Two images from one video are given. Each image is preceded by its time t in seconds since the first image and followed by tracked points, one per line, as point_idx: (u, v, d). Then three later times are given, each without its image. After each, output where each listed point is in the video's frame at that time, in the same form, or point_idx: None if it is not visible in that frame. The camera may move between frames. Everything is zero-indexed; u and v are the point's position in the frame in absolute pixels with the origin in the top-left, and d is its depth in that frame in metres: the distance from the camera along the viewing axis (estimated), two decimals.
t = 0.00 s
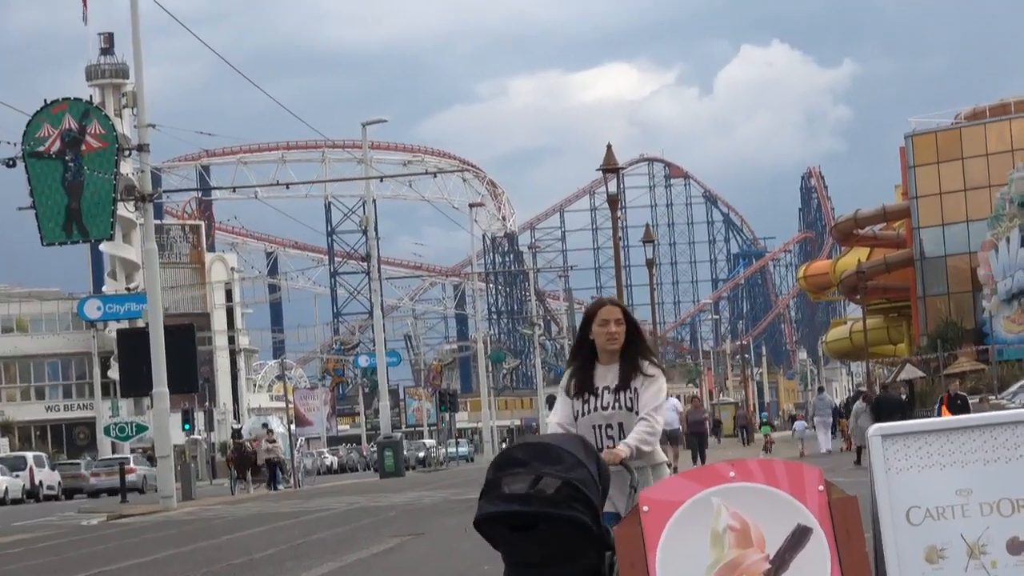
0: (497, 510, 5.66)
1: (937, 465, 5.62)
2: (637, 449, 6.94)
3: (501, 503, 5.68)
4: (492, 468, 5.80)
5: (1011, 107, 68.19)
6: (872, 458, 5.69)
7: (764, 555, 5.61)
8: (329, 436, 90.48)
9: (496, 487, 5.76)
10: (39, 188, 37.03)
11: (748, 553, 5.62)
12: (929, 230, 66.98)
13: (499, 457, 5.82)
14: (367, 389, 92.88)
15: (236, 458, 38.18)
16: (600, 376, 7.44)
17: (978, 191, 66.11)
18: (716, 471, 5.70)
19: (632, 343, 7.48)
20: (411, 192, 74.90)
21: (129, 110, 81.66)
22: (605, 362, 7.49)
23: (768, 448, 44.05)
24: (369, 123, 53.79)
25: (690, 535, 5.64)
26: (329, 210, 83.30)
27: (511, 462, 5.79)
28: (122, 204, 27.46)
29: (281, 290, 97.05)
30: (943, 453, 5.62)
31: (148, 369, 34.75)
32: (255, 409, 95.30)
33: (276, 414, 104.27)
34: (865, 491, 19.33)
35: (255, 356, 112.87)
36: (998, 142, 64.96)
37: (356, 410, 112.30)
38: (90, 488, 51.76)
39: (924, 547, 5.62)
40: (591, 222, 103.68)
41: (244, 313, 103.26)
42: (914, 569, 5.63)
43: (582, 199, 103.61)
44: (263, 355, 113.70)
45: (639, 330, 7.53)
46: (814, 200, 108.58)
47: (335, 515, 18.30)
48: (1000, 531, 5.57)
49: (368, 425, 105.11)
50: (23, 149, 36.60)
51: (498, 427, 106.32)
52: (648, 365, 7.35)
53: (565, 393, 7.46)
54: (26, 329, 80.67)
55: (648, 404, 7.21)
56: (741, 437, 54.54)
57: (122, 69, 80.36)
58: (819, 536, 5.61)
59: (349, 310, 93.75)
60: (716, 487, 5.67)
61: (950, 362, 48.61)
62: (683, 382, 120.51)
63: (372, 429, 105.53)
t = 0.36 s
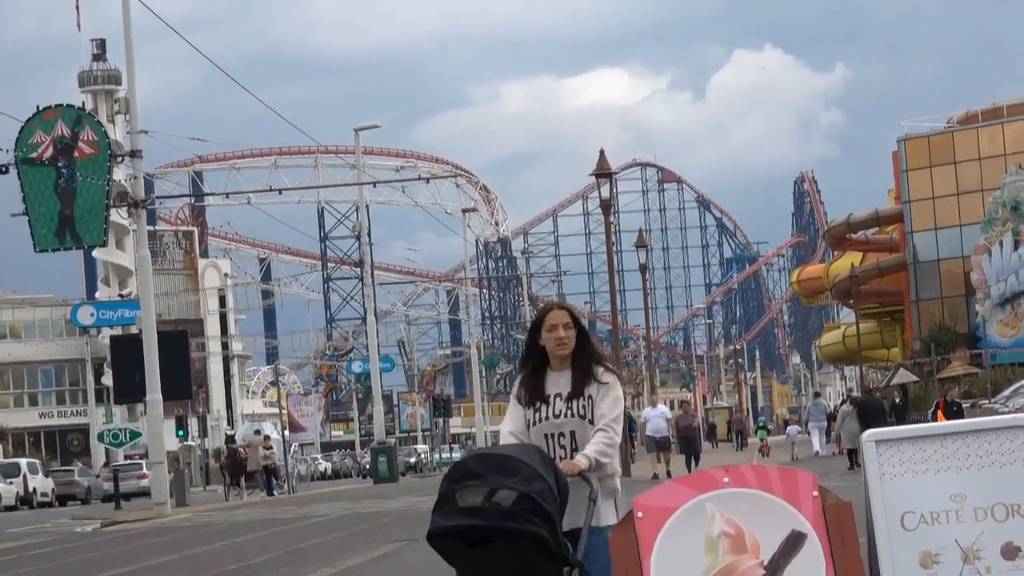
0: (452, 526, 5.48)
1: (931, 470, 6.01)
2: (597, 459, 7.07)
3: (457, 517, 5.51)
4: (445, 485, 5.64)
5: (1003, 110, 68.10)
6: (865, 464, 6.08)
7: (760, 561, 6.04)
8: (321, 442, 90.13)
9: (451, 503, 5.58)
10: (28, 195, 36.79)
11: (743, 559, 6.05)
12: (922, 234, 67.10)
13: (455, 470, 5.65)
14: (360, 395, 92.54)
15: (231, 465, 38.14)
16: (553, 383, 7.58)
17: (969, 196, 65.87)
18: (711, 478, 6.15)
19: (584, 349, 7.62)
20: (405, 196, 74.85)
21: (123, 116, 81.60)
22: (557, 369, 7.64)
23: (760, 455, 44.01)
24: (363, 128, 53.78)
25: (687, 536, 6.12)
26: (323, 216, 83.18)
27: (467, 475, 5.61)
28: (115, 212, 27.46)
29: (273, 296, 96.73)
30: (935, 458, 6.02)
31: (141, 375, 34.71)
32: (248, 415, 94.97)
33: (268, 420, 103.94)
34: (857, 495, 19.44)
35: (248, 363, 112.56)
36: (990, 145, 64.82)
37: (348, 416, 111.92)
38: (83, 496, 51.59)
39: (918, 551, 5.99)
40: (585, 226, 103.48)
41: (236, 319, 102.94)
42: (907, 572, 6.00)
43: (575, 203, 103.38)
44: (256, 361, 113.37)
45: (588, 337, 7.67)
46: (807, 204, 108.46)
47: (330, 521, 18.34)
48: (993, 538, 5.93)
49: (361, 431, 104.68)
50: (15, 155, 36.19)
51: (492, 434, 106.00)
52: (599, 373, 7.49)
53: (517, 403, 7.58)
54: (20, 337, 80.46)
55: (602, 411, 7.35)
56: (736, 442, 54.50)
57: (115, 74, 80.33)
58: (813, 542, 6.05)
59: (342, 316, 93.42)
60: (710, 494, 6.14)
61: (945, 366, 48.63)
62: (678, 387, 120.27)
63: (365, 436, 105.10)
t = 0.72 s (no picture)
0: (413, 544, 5.54)
1: (932, 480, 5.83)
2: (568, 479, 6.73)
3: (417, 536, 5.57)
4: (410, 497, 5.69)
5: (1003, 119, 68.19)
6: (870, 473, 5.90)
7: (764, 571, 5.97)
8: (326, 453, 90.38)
9: (413, 518, 5.64)
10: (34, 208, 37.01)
11: (748, 570, 5.98)
12: (925, 243, 67.10)
13: (418, 484, 5.71)
14: (364, 406, 92.76)
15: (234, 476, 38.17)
16: (525, 402, 7.25)
17: (974, 204, 65.92)
18: (715, 488, 6.07)
19: (559, 369, 7.28)
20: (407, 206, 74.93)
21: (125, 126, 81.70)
22: (529, 389, 7.32)
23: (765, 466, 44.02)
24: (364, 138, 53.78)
25: (688, 548, 6.02)
26: (326, 226, 83.21)
27: (430, 495, 5.64)
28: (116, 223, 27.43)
29: (276, 307, 96.98)
30: (938, 467, 5.84)
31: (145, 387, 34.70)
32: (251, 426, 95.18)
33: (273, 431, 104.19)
34: (862, 507, 19.43)
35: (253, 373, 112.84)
36: (993, 155, 64.99)
37: (352, 426, 112.16)
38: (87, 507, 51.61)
39: (923, 563, 5.80)
40: (587, 236, 103.70)
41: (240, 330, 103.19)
42: None
43: (577, 214, 103.66)
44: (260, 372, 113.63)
45: (559, 353, 7.35)
46: (810, 213, 108.67)
47: (333, 533, 18.29)
48: (999, 548, 5.76)
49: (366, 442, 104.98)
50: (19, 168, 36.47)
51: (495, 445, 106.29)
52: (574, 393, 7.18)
53: (485, 422, 7.23)
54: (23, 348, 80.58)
55: (578, 435, 7.03)
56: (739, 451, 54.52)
57: (117, 85, 80.51)
58: (816, 551, 5.99)
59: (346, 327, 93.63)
60: (716, 504, 6.04)
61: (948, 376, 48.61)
62: (682, 396, 120.48)
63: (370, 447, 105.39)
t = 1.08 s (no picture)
0: (372, 569, 4.85)
1: (939, 494, 5.81)
2: (538, 499, 6.64)
3: (374, 560, 4.90)
4: (363, 526, 5.02)
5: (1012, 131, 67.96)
6: (878, 487, 5.86)
7: None
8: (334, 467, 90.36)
9: (371, 543, 4.95)
10: (42, 225, 37.12)
11: None
12: (933, 255, 67.04)
13: (375, 506, 5.06)
14: (371, 420, 92.74)
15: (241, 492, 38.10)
16: (497, 418, 7.17)
17: (980, 216, 65.94)
18: (722, 502, 5.95)
19: (531, 383, 7.20)
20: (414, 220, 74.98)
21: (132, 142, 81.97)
22: (500, 405, 7.23)
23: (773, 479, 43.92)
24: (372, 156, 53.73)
25: (692, 561, 5.92)
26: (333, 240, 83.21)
27: (385, 517, 5.01)
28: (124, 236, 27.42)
29: (283, 322, 97.03)
30: (946, 482, 5.82)
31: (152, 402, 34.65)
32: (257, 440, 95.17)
33: (280, 446, 104.11)
34: (872, 521, 19.42)
35: (260, 389, 112.85)
36: (999, 168, 64.86)
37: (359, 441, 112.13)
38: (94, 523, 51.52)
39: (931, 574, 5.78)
40: (594, 250, 103.79)
41: (247, 345, 103.23)
42: None
43: (584, 228, 103.80)
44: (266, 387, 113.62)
45: (526, 368, 7.24)
46: (817, 226, 108.80)
47: (340, 547, 18.27)
48: (1006, 562, 5.73)
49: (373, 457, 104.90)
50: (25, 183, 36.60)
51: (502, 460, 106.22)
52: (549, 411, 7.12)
53: (454, 438, 7.15)
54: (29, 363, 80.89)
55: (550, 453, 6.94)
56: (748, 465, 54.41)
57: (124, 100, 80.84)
58: (823, 567, 5.86)
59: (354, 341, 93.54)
60: (722, 519, 5.93)
61: (956, 390, 48.52)
62: (690, 410, 120.37)
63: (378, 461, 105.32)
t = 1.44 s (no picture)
0: None
1: (943, 507, 5.75)
2: (495, 516, 6.27)
3: None
4: (321, 548, 5.13)
5: (1016, 143, 68.33)
6: (880, 499, 5.81)
7: None
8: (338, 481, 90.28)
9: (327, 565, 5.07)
10: (47, 241, 37.04)
11: None
12: (936, 269, 67.04)
13: (333, 529, 5.19)
14: (376, 434, 92.70)
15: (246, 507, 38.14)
16: (448, 427, 6.74)
17: (985, 230, 65.98)
18: (724, 515, 5.90)
19: (485, 394, 6.76)
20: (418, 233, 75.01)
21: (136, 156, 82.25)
22: (452, 412, 6.80)
23: (778, 495, 43.79)
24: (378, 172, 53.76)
25: None
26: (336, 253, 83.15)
27: (345, 536, 5.12)
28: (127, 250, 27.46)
29: (287, 335, 97.08)
30: (950, 495, 5.76)
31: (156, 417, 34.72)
32: (262, 453, 95.15)
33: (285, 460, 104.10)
34: (879, 535, 19.40)
35: (265, 402, 112.94)
36: (1004, 181, 65.02)
37: (365, 455, 112.10)
38: (99, 537, 51.51)
39: None
40: (599, 263, 103.87)
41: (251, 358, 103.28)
42: None
43: (588, 242, 103.89)
44: (270, 400, 113.67)
45: (480, 373, 6.81)
46: (821, 239, 108.83)
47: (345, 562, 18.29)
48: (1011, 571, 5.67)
49: (379, 470, 104.80)
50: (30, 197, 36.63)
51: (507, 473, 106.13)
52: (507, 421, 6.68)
53: (404, 449, 6.73)
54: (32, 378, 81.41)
55: (507, 465, 6.54)
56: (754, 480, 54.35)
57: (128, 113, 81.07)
58: None
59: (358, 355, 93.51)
60: (724, 531, 5.87)
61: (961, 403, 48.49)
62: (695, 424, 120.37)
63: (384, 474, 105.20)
